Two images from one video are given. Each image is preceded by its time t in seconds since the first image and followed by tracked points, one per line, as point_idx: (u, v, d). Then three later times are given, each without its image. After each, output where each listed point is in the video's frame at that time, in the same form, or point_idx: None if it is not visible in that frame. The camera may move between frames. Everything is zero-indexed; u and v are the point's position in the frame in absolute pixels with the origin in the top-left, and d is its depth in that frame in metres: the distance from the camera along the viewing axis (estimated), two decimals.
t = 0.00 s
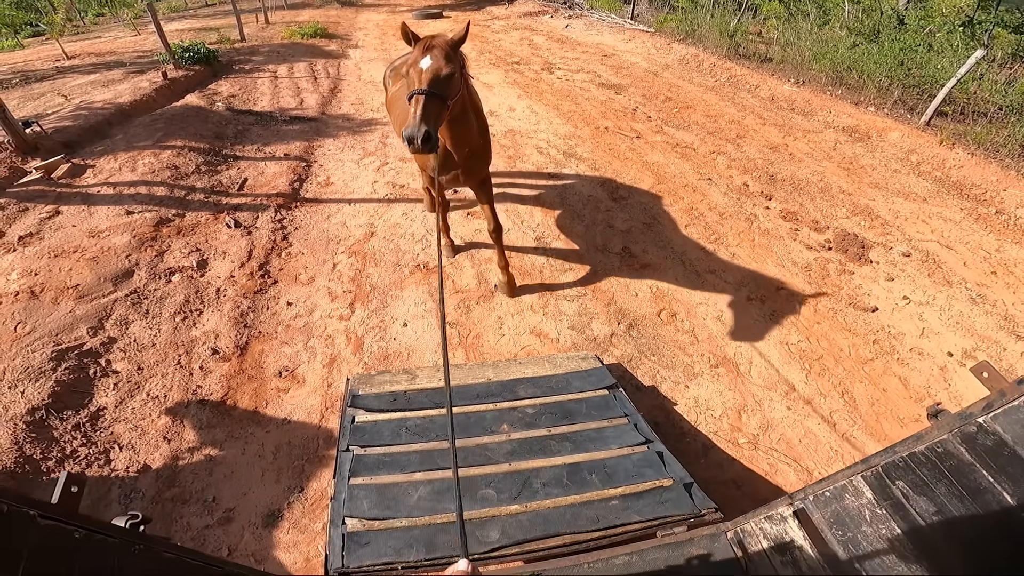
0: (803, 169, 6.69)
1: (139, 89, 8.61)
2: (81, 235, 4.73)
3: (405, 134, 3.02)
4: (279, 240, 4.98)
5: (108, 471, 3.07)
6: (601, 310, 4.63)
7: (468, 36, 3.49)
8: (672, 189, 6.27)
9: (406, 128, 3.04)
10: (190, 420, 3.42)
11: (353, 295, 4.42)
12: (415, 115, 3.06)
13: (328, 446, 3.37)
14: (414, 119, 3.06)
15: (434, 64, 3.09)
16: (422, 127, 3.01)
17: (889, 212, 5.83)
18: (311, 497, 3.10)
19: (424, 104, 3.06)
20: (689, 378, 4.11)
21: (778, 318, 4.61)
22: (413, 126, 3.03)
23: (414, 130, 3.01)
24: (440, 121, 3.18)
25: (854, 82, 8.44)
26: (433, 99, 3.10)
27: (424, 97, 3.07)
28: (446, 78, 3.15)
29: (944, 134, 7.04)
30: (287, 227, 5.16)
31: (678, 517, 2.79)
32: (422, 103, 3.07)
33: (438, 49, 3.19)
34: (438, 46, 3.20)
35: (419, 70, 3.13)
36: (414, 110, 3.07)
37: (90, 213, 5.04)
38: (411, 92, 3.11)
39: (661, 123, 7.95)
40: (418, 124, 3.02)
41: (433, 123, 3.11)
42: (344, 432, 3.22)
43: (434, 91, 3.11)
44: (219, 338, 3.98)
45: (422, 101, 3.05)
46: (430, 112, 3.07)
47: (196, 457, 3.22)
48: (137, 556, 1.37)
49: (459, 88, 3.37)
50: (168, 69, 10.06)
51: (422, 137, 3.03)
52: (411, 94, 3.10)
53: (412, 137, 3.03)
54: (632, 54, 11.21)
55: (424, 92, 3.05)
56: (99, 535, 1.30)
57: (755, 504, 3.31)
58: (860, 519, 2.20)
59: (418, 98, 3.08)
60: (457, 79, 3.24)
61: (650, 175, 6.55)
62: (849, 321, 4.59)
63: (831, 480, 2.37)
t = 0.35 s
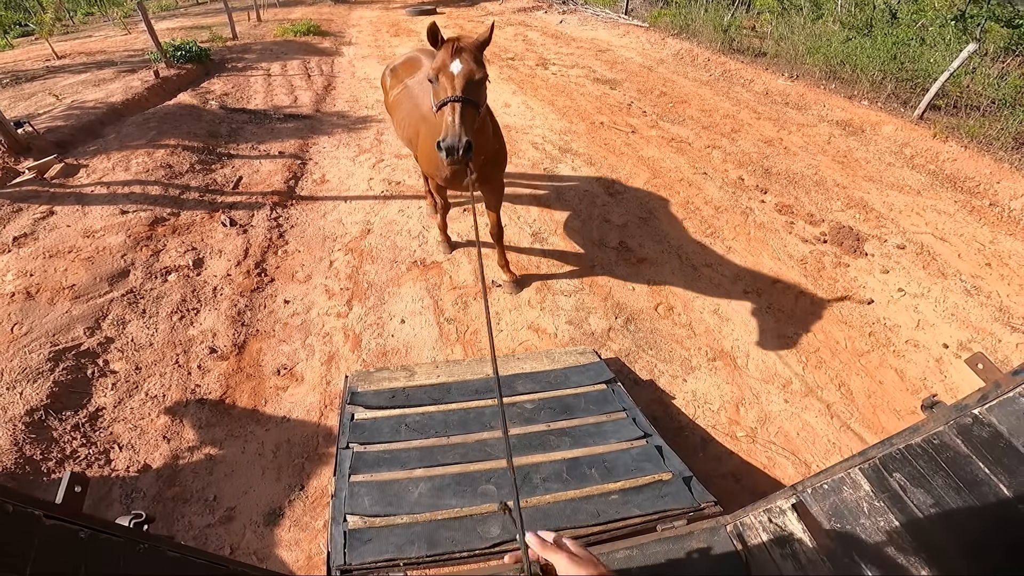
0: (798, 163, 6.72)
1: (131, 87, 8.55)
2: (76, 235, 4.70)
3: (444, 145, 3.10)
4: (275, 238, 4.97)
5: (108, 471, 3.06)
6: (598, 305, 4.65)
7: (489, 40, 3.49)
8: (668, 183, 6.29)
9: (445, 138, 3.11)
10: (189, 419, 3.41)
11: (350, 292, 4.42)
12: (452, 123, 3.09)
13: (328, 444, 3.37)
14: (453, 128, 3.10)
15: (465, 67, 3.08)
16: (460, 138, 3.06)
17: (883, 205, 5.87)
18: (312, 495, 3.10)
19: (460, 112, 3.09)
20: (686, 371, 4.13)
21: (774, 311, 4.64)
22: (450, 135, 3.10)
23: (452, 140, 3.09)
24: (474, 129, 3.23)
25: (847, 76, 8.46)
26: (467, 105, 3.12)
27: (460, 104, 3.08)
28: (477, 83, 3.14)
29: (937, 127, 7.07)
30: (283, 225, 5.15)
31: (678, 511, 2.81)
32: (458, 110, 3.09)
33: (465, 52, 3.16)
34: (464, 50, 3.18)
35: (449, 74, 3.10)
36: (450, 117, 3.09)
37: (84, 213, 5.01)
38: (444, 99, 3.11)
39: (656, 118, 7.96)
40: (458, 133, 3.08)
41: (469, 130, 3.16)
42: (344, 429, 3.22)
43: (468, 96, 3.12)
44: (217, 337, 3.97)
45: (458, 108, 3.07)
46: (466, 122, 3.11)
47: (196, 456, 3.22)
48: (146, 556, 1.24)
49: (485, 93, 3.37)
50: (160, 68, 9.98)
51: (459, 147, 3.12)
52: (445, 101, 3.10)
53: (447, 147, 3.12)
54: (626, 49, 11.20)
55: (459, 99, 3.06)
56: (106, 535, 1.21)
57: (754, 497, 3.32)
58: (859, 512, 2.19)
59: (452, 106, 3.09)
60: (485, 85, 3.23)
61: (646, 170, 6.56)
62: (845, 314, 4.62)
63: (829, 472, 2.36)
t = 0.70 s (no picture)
0: (791, 155, 6.75)
1: (118, 88, 8.44)
2: (68, 237, 4.65)
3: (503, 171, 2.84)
4: (270, 237, 4.94)
5: (110, 474, 3.04)
6: (596, 299, 4.66)
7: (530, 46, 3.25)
8: (663, 177, 6.30)
9: (502, 163, 2.86)
10: (190, 421, 3.39)
11: (348, 290, 4.40)
12: (510, 145, 2.84)
13: (330, 443, 3.36)
14: (510, 151, 2.85)
15: (514, 82, 2.85)
16: (520, 160, 2.84)
17: (876, 196, 5.92)
18: (315, 494, 3.09)
19: (517, 132, 2.86)
20: (685, 364, 4.16)
21: (771, 302, 4.67)
22: (509, 159, 2.84)
23: (512, 164, 2.83)
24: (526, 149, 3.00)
25: (837, 69, 8.49)
26: (520, 123, 2.88)
27: (515, 123, 2.85)
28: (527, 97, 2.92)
29: (928, 119, 7.14)
30: (278, 224, 5.12)
31: (683, 504, 2.83)
32: (514, 130, 2.85)
33: (509, 64, 2.92)
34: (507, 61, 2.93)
35: (497, 91, 2.86)
36: (507, 139, 2.85)
37: (76, 215, 4.94)
38: (495, 119, 2.87)
39: (649, 112, 7.96)
40: (517, 156, 2.84)
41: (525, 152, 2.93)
42: (346, 427, 3.21)
43: (519, 114, 2.88)
44: (215, 338, 3.94)
45: (514, 128, 2.84)
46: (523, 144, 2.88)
47: (198, 457, 3.20)
48: (160, 559, 1.24)
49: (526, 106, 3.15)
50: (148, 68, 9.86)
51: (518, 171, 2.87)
52: (498, 120, 2.85)
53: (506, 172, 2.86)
54: (618, 44, 11.19)
55: (514, 119, 2.82)
56: (121, 538, 1.20)
57: (757, 489, 3.34)
58: (865, 502, 2.20)
59: (507, 126, 2.85)
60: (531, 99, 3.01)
61: (640, 163, 6.57)
62: (841, 304, 4.65)
63: (834, 463, 2.37)
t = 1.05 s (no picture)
0: (779, 145, 6.82)
1: (103, 88, 8.35)
2: (58, 238, 4.61)
3: (526, 136, 2.68)
4: (262, 234, 4.92)
5: (108, 472, 3.03)
6: (590, 289, 4.70)
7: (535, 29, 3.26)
8: (654, 168, 6.34)
9: (523, 130, 2.71)
10: (187, 418, 3.38)
11: (342, 285, 4.40)
12: (531, 111, 2.74)
13: (328, 437, 3.37)
14: (530, 117, 2.73)
15: (525, 52, 2.82)
16: (542, 125, 2.70)
17: (863, 183, 6.00)
18: (314, 489, 3.10)
19: (535, 98, 2.78)
20: (679, 351, 4.21)
21: (762, 288, 4.73)
22: (531, 125, 2.71)
23: (535, 129, 2.69)
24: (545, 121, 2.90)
25: (822, 61, 8.57)
26: (536, 91, 2.82)
27: (531, 89, 2.79)
28: (540, 67, 2.87)
29: (912, 108, 7.23)
30: (269, 220, 5.10)
31: (680, 488, 2.87)
32: (532, 96, 2.78)
33: (517, 39, 2.91)
34: (515, 37, 2.93)
35: (509, 62, 2.82)
36: (526, 104, 2.76)
37: (64, 215, 4.90)
38: (510, 86, 2.80)
39: (639, 104, 8.00)
40: (539, 121, 2.72)
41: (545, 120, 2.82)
42: (343, 420, 3.23)
43: (535, 83, 2.82)
44: (209, 335, 3.93)
45: (531, 94, 2.77)
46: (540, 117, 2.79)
47: (196, 454, 3.20)
48: (162, 547, 1.09)
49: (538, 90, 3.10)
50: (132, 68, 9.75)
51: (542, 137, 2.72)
52: (513, 87, 2.78)
53: (529, 139, 2.69)
54: (606, 38, 11.22)
55: (531, 85, 2.76)
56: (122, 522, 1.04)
57: (753, 474, 3.38)
58: (861, 481, 2.17)
59: (525, 93, 2.78)
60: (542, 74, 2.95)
61: (631, 155, 6.61)
62: (830, 289, 4.73)
63: (829, 442, 2.36)
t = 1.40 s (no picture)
0: (764, 136, 6.90)
1: (84, 93, 8.23)
2: (45, 243, 4.56)
3: (511, 122, 2.66)
4: (252, 235, 4.90)
5: (105, 475, 3.02)
6: (581, 282, 4.74)
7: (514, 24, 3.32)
8: (641, 161, 6.40)
9: (509, 116, 2.70)
10: (183, 420, 3.37)
11: (334, 284, 4.41)
12: (515, 97, 2.74)
13: (324, 435, 3.37)
14: (516, 104, 2.72)
15: (504, 43, 2.85)
16: (527, 111, 2.68)
17: (846, 173, 6.10)
18: (312, 487, 3.10)
19: (518, 84, 2.79)
20: (670, 341, 4.26)
21: (750, 278, 4.80)
22: (516, 112, 2.69)
23: (521, 116, 2.67)
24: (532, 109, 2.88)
25: (805, 53, 8.69)
26: (519, 78, 2.83)
27: (514, 76, 2.80)
28: (521, 56, 2.89)
29: (892, 98, 7.35)
30: (258, 222, 5.08)
31: (675, 476, 2.92)
32: (515, 83, 2.79)
33: (495, 32, 2.96)
34: (492, 30, 2.98)
35: (488, 52, 2.85)
36: (509, 92, 2.75)
37: (51, 221, 4.85)
38: (491, 76, 2.82)
39: (625, 99, 8.05)
40: (525, 107, 2.71)
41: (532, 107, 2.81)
42: (339, 418, 3.24)
43: (517, 71, 2.84)
44: (201, 337, 3.91)
45: (513, 82, 2.77)
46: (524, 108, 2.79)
47: (192, 455, 3.19)
48: (164, 539, 1.11)
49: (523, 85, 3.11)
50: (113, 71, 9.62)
51: (529, 124, 2.69)
52: (495, 75, 2.79)
53: (515, 126, 2.68)
54: (591, 34, 11.26)
55: (514, 72, 2.78)
56: (125, 514, 1.06)
57: (747, 461, 3.43)
58: (851, 464, 2.22)
59: (509, 78, 2.79)
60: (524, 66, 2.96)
61: (618, 149, 6.65)
62: (817, 277, 4.81)
63: (817, 425, 2.33)
